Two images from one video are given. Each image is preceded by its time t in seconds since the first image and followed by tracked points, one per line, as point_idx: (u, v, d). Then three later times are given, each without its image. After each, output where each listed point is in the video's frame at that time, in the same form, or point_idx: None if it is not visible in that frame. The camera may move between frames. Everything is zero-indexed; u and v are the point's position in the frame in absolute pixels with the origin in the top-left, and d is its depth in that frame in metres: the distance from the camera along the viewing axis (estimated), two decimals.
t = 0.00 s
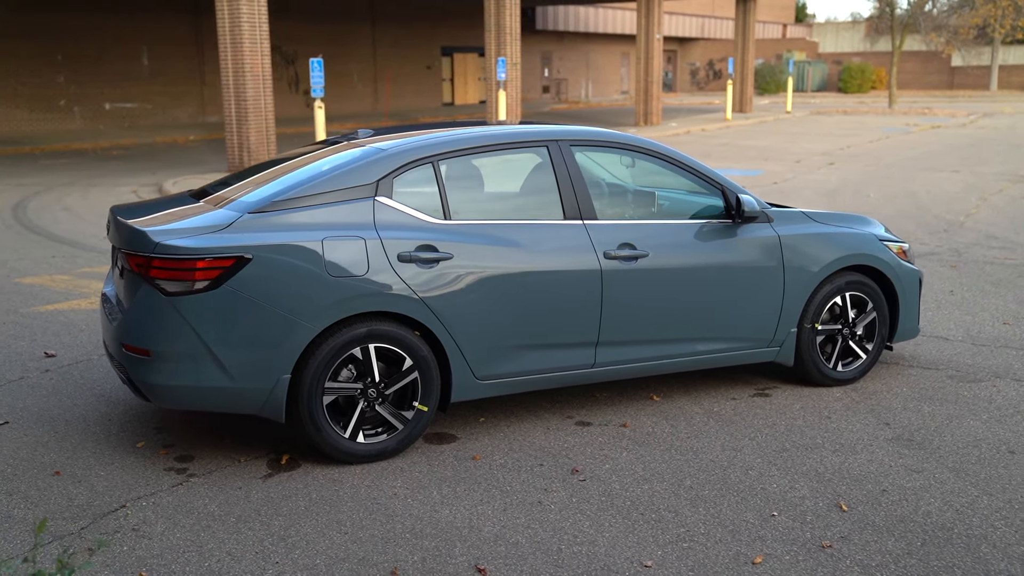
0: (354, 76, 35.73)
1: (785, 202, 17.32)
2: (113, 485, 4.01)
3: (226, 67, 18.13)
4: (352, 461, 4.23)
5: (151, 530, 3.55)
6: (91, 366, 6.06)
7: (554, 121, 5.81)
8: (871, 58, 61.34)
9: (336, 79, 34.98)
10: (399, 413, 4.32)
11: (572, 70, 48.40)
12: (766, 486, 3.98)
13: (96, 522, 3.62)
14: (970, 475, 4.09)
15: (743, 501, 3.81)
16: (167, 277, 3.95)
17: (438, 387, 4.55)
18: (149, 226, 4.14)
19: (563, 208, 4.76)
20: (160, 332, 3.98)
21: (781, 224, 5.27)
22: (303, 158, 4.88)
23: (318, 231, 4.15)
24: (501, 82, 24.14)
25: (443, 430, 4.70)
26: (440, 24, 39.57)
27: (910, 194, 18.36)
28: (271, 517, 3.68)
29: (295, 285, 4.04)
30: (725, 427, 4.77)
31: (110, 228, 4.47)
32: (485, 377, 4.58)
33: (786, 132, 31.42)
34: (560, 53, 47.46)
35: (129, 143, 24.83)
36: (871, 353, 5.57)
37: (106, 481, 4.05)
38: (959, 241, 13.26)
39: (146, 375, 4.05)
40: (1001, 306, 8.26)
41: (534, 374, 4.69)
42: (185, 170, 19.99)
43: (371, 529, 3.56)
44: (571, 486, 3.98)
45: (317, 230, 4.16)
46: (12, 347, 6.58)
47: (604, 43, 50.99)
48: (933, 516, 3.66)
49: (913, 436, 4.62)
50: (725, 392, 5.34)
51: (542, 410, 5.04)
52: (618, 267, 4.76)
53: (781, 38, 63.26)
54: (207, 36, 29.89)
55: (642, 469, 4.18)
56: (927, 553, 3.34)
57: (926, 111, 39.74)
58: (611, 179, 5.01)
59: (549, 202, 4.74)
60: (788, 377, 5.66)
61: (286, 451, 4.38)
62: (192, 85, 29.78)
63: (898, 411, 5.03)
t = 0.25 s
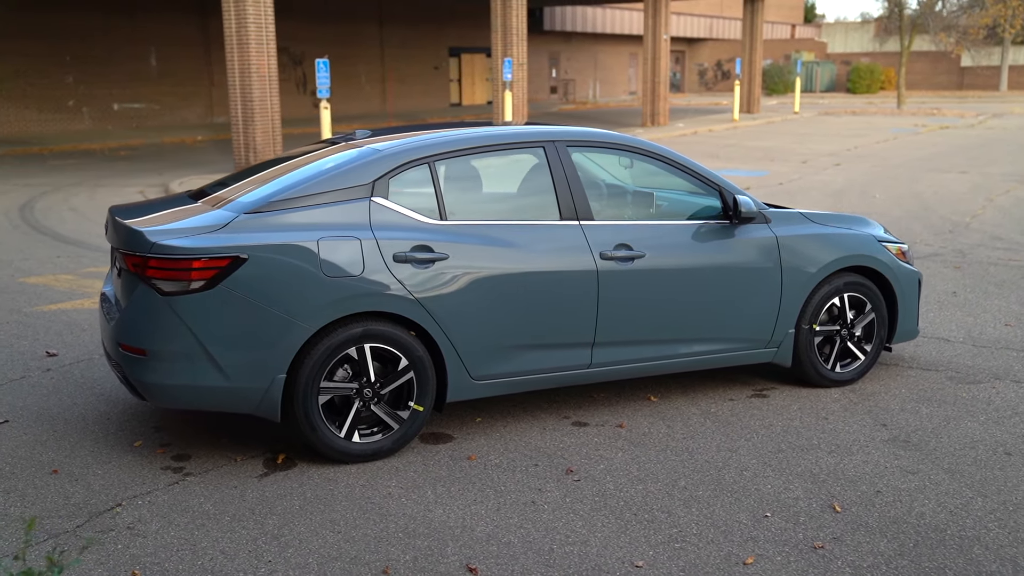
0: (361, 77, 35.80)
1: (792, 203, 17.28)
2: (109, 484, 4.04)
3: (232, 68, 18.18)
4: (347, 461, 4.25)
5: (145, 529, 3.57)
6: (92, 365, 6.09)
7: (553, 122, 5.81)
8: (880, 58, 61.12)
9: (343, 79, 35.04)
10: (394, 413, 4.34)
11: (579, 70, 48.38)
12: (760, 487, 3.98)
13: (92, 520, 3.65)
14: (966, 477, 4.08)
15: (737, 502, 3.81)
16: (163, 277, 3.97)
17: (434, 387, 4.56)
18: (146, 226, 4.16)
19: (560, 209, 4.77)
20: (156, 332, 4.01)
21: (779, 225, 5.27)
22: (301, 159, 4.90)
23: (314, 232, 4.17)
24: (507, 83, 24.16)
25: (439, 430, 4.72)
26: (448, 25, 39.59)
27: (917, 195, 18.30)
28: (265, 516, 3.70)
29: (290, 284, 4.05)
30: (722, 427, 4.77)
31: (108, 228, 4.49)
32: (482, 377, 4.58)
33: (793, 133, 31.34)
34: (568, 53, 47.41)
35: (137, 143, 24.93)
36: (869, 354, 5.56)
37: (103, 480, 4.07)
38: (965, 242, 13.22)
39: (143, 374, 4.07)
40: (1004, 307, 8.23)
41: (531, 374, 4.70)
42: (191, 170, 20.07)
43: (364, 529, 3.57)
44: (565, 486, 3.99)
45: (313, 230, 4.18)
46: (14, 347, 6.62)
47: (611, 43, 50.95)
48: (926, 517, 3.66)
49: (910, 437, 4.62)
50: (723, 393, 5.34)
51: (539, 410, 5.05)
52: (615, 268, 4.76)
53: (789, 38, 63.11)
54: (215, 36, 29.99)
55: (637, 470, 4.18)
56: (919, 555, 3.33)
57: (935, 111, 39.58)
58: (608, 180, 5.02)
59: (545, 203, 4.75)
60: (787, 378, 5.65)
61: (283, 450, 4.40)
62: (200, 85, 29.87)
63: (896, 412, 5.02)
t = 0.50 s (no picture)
0: (369, 77, 35.87)
1: (797, 204, 17.24)
2: (107, 482, 4.06)
3: (239, 69, 18.24)
4: (343, 461, 4.27)
5: (141, 527, 3.59)
6: (93, 364, 6.13)
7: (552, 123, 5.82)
8: (889, 59, 60.86)
9: (350, 80, 35.10)
10: (390, 413, 4.35)
11: (587, 71, 48.34)
12: (755, 488, 3.98)
13: (88, 518, 3.67)
14: (961, 479, 4.08)
15: (730, 503, 3.81)
16: (160, 276, 3.99)
17: (430, 387, 4.58)
18: (144, 226, 4.18)
19: (556, 211, 4.78)
20: (153, 331, 4.03)
21: (777, 226, 5.27)
22: (299, 159, 4.92)
23: (311, 232, 4.19)
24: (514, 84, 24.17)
25: (436, 430, 4.73)
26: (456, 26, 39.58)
27: (924, 196, 18.23)
28: (260, 515, 3.71)
29: (286, 284, 4.07)
30: (719, 429, 4.77)
31: (107, 228, 4.52)
32: (478, 378, 4.60)
33: (800, 134, 31.25)
34: (576, 54, 47.39)
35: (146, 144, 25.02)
36: (868, 355, 5.55)
37: (100, 479, 4.10)
38: (970, 243, 13.17)
39: (140, 373, 4.10)
40: (1007, 309, 8.21)
41: (527, 375, 4.71)
42: (198, 171, 20.14)
43: (357, 528, 3.59)
44: (560, 487, 4.00)
45: (310, 231, 4.19)
46: (17, 346, 6.66)
47: (619, 43, 50.88)
48: (920, 519, 3.65)
49: (906, 439, 4.61)
50: (721, 394, 5.34)
51: (536, 411, 5.06)
52: (611, 269, 4.77)
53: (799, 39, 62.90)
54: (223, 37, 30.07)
55: (632, 471, 4.19)
56: (911, 557, 3.33)
57: (944, 112, 39.41)
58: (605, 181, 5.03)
59: (541, 204, 4.76)
60: (785, 379, 5.65)
61: (280, 449, 4.42)
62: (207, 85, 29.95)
63: (893, 414, 5.01)
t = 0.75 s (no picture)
0: (378, 79, 35.94)
1: (806, 205, 17.19)
2: (106, 481, 4.09)
3: (248, 70, 18.32)
4: (341, 460, 4.29)
5: (138, 526, 3.62)
6: (97, 364, 6.16)
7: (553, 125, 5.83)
8: (901, 60, 60.60)
9: (360, 81, 35.18)
10: (389, 413, 4.37)
11: (597, 72, 48.32)
12: (751, 490, 3.98)
13: (87, 517, 3.70)
14: (959, 481, 4.06)
15: (726, 505, 3.81)
16: (160, 277, 4.02)
17: (429, 387, 4.59)
18: (145, 227, 4.21)
19: (556, 212, 4.78)
20: (152, 331, 4.06)
21: (777, 228, 5.27)
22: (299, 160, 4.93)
23: (310, 233, 4.20)
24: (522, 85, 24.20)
25: (435, 430, 4.74)
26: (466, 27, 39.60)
27: (932, 198, 18.16)
28: (257, 514, 3.73)
29: (285, 285, 4.09)
30: (717, 430, 4.77)
31: (108, 229, 4.54)
32: (476, 378, 4.61)
33: (810, 135, 31.15)
34: (586, 55, 47.35)
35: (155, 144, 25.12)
36: (869, 357, 5.53)
37: (99, 477, 4.13)
38: (978, 245, 13.12)
39: (139, 373, 4.12)
40: (1013, 311, 8.17)
41: (525, 375, 4.72)
42: (207, 172, 20.22)
43: (353, 527, 3.60)
44: (556, 487, 4.01)
45: (308, 232, 4.21)
46: (22, 346, 6.70)
47: (629, 44, 50.84)
48: (916, 521, 3.65)
49: (906, 441, 4.60)
50: (721, 396, 5.33)
51: (535, 411, 5.07)
52: (610, 270, 4.77)
53: (809, 39, 62.71)
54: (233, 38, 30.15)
55: (629, 472, 4.20)
56: (905, 559, 3.33)
57: (955, 113, 39.21)
58: (605, 182, 5.03)
59: (541, 205, 4.76)
60: (785, 381, 5.64)
61: (278, 449, 4.44)
62: (218, 85, 29.96)
63: (893, 416, 5.00)
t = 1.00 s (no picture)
0: (389, 79, 36.02)
1: (815, 206, 17.15)
2: (107, 479, 4.12)
3: (258, 71, 18.39)
4: (340, 460, 4.31)
5: (138, 524, 3.64)
6: (103, 363, 6.20)
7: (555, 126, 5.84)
8: (914, 60, 60.30)
9: (370, 82, 35.26)
10: (388, 413, 4.39)
11: (608, 73, 48.30)
12: (749, 491, 3.98)
13: (87, 515, 3.73)
14: (959, 483, 4.05)
15: (723, 506, 3.82)
16: (161, 277, 4.05)
17: (429, 387, 4.61)
18: (147, 227, 4.24)
19: (555, 212, 4.79)
20: (152, 331, 4.09)
21: (778, 229, 5.26)
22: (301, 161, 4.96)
23: (310, 234, 4.23)
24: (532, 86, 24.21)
25: (435, 431, 4.75)
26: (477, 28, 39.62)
27: (943, 199, 18.07)
28: (255, 513, 3.76)
29: (285, 285, 4.12)
30: (717, 431, 4.78)
31: (110, 229, 4.58)
32: (476, 379, 4.62)
33: (821, 136, 31.05)
34: (596, 55, 47.33)
35: (167, 145, 25.25)
36: (871, 359, 5.52)
37: (101, 476, 4.16)
38: (987, 246, 13.05)
39: (140, 372, 4.16)
40: (1019, 313, 8.13)
41: (525, 376, 4.73)
42: (217, 172, 20.31)
43: (351, 526, 3.62)
44: (554, 487, 4.02)
45: (308, 233, 4.23)
46: (29, 344, 6.75)
47: (640, 45, 50.78)
48: (914, 523, 3.64)
49: (906, 443, 4.59)
50: (722, 397, 5.33)
51: (535, 412, 5.08)
52: (610, 271, 4.78)
53: (822, 40, 62.49)
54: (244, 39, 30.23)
55: (628, 472, 4.20)
56: (901, 561, 3.32)
57: (968, 114, 39.00)
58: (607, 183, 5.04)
59: (541, 207, 4.77)
60: (787, 383, 5.64)
61: (279, 449, 4.47)
62: (229, 86, 30.05)
63: (894, 418, 4.99)
